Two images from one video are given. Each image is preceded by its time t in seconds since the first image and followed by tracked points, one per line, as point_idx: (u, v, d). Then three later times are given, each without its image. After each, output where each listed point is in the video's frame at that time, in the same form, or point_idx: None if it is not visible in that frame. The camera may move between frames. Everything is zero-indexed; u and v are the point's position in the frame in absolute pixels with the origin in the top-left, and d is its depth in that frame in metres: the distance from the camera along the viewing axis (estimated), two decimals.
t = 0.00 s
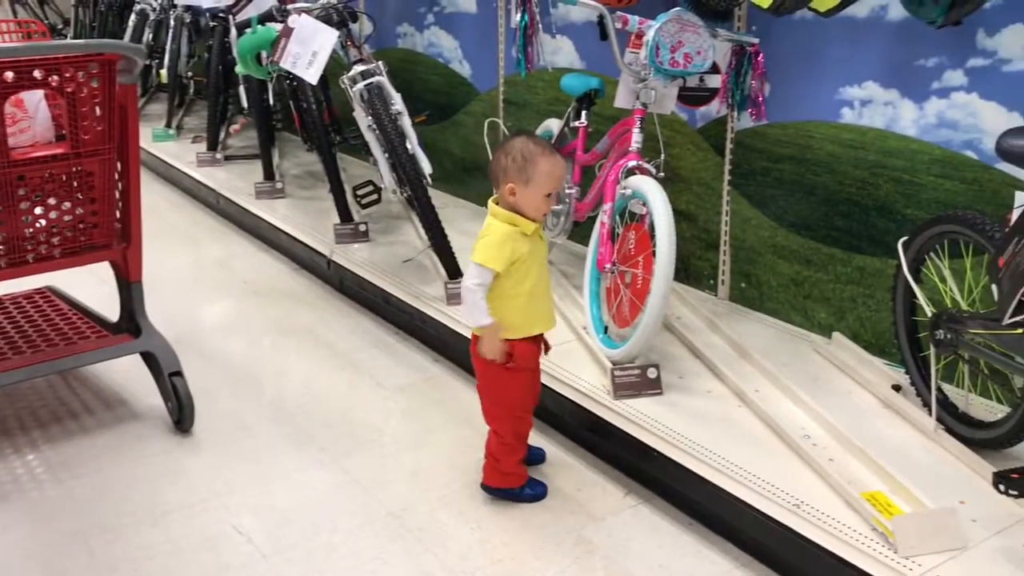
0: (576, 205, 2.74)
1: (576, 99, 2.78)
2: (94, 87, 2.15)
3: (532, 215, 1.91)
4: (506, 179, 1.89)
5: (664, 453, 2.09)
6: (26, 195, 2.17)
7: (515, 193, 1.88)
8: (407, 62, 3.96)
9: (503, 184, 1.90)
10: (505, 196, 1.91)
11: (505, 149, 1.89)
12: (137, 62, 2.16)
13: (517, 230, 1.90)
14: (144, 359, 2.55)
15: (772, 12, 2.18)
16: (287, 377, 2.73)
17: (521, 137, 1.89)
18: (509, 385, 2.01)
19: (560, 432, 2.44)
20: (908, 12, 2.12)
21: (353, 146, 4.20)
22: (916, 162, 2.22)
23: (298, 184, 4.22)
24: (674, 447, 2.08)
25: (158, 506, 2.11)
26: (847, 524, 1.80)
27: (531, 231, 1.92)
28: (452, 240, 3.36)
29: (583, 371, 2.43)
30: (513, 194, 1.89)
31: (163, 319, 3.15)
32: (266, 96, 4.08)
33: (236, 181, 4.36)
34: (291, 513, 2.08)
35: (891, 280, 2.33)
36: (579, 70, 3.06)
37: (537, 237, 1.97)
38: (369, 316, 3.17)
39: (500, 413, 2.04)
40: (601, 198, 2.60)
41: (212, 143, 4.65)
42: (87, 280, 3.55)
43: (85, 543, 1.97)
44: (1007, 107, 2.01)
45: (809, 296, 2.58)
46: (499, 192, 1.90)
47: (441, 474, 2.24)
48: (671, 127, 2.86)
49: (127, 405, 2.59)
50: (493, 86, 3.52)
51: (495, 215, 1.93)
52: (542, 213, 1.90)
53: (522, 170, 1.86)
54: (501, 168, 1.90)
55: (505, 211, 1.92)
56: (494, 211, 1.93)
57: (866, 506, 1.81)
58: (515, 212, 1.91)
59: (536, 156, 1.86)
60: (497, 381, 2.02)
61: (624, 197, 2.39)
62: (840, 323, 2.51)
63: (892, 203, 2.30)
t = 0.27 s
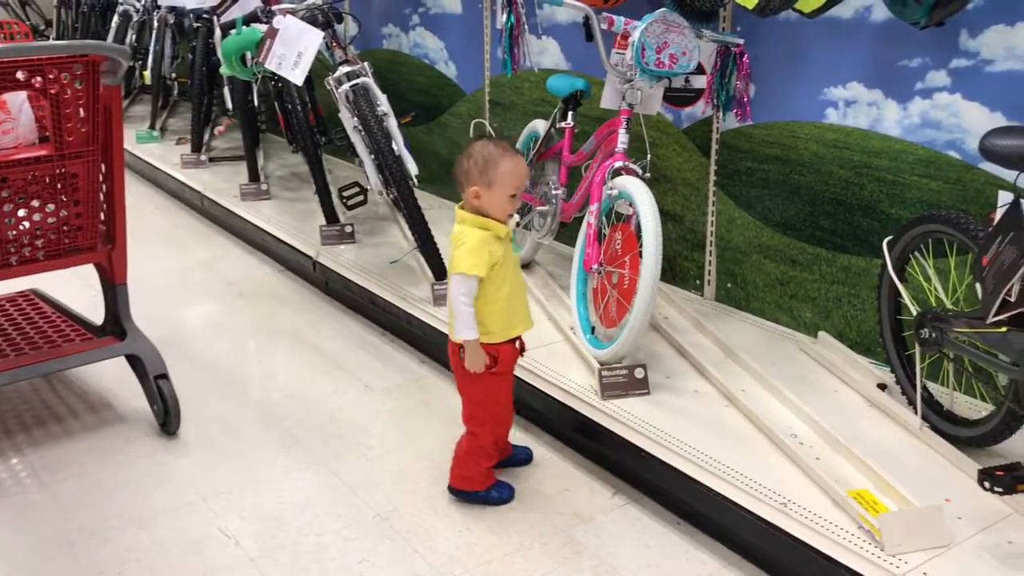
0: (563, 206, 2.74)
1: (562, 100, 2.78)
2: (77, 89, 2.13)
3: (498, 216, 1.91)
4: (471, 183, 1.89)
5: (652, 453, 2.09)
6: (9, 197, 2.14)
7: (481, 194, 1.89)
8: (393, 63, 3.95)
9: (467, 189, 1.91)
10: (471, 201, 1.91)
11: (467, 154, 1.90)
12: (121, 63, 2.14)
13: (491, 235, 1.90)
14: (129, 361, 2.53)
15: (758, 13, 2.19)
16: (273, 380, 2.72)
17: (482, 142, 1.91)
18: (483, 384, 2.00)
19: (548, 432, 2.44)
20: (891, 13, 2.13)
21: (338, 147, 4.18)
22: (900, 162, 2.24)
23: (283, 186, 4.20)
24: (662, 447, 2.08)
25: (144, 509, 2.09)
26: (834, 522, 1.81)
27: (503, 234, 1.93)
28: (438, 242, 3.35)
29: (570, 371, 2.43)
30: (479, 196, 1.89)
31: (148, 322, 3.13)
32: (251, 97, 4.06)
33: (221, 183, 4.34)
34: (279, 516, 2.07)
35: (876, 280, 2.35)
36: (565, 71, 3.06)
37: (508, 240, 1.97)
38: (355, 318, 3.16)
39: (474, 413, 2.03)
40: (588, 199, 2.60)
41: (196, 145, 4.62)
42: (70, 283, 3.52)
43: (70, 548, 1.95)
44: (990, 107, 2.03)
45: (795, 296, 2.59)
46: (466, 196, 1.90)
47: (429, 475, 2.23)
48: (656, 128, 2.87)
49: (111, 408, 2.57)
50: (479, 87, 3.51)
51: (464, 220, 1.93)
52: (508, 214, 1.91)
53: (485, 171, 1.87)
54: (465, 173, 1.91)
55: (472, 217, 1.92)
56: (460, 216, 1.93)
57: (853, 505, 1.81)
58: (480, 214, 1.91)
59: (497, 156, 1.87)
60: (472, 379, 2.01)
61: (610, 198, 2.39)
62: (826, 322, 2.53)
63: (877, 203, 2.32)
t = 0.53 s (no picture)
0: (559, 206, 2.74)
1: (558, 101, 2.78)
2: (73, 88, 2.12)
3: (483, 219, 1.94)
4: (466, 192, 1.89)
5: (649, 453, 2.09)
6: (4, 197, 2.13)
7: (476, 200, 1.91)
8: (388, 63, 3.95)
9: (461, 198, 1.90)
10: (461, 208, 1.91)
11: (455, 163, 1.88)
12: (117, 63, 2.14)
13: (481, 242, 1.91)
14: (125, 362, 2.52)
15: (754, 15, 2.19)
16: (269, 381, 2.71)
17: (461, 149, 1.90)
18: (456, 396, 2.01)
19: (544, 432, 2.44)
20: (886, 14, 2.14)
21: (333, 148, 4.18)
22: (895, 162, 2.24)
23: (278, 186, 4.19)
24: (658, 446, 2.08)
25: (140, 510, 2.08)
26: (830, 521, 1.81)
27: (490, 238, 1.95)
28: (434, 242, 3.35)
29: (567, 371, 2.43)
30: (474, 202, 1.91)
31: (143, 322, 3.12)
32: (246, 97, 4.05)
33: (216, 183, 4.33)
34: (275, 516, 2.07)
35: (872, 280, 2.35)
36: (561, 71, 3.06)
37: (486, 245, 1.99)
38: (351, 318, 3.15)
39: (446, 422, 2.04)
40: (584, 199, 2.60)
41: (191, 145, 4.61)
42: (65, 283, 3.50)
43: (65, 548, 1.94)
44: (985, 107, 2.04)
45: (791, 296, 2.60)
46: (459, 205, 1.89)
47: (425, 475, 2.23)
48: (652, 128, 2.87)
49: (106, 409, 2.56)
50: (474, 88, 3.51)
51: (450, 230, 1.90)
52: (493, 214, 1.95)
53: (482, 177, 1.89)
54: (454, 183, 1.89)
55: (463, 226, 1.90)
56: (446, 227, 1.91)
57: (849, 504, 1.82)
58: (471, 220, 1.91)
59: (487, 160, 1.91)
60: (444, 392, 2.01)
61: (606, 199, 2.39)
62: (821, 323, 2.53)
63: (872, 204, 2.32)
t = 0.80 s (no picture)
0: (564, 206, 2.74)
1: (564, 101, 2.78)
2: (81, 87, 2.13)
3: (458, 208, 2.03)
4: (437, 192, 1.94)
5: (653, 454, 2.09)
6: (13, 195, 2.15)
7: (444, 200, 1.97)
8: (394, 63, 3.95)
9: (430, 198, 1.95)
10: (429, 206, 1.97)
11: (424, 164, 1.93)
12: (125, 61, 2.14)
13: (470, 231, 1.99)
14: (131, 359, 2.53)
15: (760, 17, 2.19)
16: (273, 379, 2.72)
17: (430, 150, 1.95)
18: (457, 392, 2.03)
19: (548, 433, 2.44)
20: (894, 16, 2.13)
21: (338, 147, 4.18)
22: (900, 164, 2.24)
23: (284, 185, 4.20)
24: (663, 447, 2.08)
25: (146, 508, 2.09)
26: (836, 523, 1.81)
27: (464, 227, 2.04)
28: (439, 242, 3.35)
29: (571, 371, 2.43)
30: (443, 202, 1.97)
31: (148, 320, 3.13)
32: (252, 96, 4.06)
33: (221, 183, 4.33)
34: (280, 515, 2.07)
35: (877, 282, 2.35)
36: (566, 72, 3.06)
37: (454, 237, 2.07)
38: (356, 318, 3.16)
39: (450, 417, 2.05)
40: (589, 200, 2.60)
41: (196, 144, 4.62)
42: (71, 281, 3.51)
43: (71, 546, 1.95)
44: (992, 110, 2.04)
45: (796, 297, 2.60)
46: (429, 205, 1.94)
47: (429, 475, 2.24)
48: (658, 129, 2.87)
49: (111, 406, 2.57)
50: (480, 88, 3.52)
51: (443, 224, 1.95)
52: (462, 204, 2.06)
53: (453, 178, 1.95)
54: (425, 182, 1.94)
55: (455, 219, 1.97)
56: (424, 223, 1.96)
57: (854, 506, 1.82)
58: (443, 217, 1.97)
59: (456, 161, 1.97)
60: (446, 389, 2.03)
61: (612, 199, 2.40)
62: (826, 324, 2.53)
63: (878, 205, 2.32)
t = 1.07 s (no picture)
0: (578, 207, 2.74)
1: (578, 101, 2.78)
2: (99, 85, 2.14)
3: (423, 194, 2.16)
4: (419, 179, 2.04)
5: (667, 455, 2.09)
6: (30, 192, 2.16)
7: (426, 186, 2.06)
8: (408, 63, 3.96)
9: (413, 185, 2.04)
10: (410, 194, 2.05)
11: (406, 153, 2.02)
12: (142, 60, 2.15)
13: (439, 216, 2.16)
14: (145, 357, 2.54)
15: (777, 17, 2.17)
16: (287, 378, 2.73)
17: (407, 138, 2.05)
18: (464, 366, 2.19)
19: (561, 433, 2.44)
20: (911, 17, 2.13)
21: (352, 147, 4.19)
22: (917, 166, 2.23)
23: (298, 185, 4.22)
24: (676, 448, 2.08)
25: (160, 505, 2.10)
26: (850, 525, 1.81)
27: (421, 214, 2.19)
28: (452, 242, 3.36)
29: (584, 372, 2.43)
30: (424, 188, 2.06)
31: (163, 318, 3.15)
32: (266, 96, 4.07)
33: (235, 181, 4.35)
34: (294, 513, 2.08)
35: (893, 284, 2.34)
36: (581, 72, 3.06)
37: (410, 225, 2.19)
38: (369, 317, 3.17)
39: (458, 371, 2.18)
40: (603, 200, 2.60)
41: (211, 143, 4.64)
42: (87, 279, 3.54)
43: (86, 542, 1.96)
44: (1010, 112, 2.03)
45: (811, 299, 2.59)
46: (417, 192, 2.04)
47: (442, 474, 2.24)
48: (673, 130, 2.87)
49: (126, 403, 2.58)
50: (494, 88, 3.52)
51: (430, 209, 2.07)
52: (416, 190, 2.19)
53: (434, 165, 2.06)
54: (409, 170, 2.03)
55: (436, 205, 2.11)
56: (412, 210, 2.06)
57: (868, 508, 1.82)
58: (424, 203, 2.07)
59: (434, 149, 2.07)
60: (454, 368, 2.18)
61: (626, 199, 2.40)
62: (841, 326, 2.52)
63: (894, 207, 2.31)
